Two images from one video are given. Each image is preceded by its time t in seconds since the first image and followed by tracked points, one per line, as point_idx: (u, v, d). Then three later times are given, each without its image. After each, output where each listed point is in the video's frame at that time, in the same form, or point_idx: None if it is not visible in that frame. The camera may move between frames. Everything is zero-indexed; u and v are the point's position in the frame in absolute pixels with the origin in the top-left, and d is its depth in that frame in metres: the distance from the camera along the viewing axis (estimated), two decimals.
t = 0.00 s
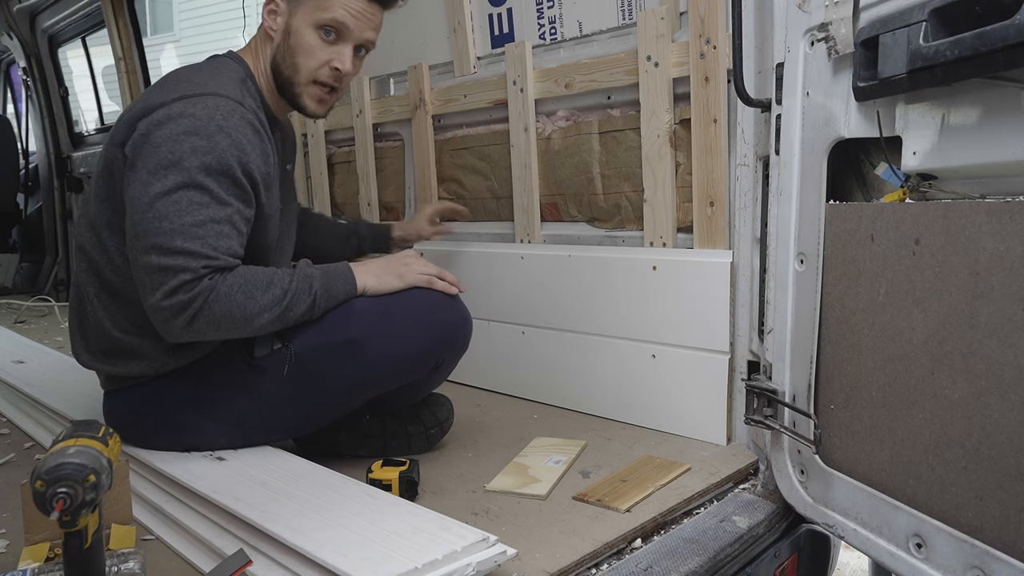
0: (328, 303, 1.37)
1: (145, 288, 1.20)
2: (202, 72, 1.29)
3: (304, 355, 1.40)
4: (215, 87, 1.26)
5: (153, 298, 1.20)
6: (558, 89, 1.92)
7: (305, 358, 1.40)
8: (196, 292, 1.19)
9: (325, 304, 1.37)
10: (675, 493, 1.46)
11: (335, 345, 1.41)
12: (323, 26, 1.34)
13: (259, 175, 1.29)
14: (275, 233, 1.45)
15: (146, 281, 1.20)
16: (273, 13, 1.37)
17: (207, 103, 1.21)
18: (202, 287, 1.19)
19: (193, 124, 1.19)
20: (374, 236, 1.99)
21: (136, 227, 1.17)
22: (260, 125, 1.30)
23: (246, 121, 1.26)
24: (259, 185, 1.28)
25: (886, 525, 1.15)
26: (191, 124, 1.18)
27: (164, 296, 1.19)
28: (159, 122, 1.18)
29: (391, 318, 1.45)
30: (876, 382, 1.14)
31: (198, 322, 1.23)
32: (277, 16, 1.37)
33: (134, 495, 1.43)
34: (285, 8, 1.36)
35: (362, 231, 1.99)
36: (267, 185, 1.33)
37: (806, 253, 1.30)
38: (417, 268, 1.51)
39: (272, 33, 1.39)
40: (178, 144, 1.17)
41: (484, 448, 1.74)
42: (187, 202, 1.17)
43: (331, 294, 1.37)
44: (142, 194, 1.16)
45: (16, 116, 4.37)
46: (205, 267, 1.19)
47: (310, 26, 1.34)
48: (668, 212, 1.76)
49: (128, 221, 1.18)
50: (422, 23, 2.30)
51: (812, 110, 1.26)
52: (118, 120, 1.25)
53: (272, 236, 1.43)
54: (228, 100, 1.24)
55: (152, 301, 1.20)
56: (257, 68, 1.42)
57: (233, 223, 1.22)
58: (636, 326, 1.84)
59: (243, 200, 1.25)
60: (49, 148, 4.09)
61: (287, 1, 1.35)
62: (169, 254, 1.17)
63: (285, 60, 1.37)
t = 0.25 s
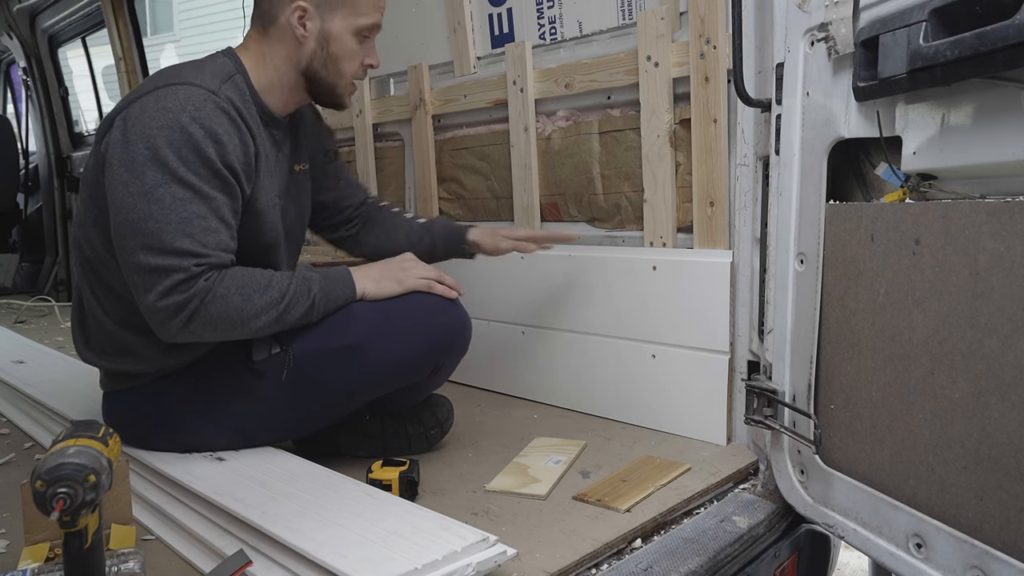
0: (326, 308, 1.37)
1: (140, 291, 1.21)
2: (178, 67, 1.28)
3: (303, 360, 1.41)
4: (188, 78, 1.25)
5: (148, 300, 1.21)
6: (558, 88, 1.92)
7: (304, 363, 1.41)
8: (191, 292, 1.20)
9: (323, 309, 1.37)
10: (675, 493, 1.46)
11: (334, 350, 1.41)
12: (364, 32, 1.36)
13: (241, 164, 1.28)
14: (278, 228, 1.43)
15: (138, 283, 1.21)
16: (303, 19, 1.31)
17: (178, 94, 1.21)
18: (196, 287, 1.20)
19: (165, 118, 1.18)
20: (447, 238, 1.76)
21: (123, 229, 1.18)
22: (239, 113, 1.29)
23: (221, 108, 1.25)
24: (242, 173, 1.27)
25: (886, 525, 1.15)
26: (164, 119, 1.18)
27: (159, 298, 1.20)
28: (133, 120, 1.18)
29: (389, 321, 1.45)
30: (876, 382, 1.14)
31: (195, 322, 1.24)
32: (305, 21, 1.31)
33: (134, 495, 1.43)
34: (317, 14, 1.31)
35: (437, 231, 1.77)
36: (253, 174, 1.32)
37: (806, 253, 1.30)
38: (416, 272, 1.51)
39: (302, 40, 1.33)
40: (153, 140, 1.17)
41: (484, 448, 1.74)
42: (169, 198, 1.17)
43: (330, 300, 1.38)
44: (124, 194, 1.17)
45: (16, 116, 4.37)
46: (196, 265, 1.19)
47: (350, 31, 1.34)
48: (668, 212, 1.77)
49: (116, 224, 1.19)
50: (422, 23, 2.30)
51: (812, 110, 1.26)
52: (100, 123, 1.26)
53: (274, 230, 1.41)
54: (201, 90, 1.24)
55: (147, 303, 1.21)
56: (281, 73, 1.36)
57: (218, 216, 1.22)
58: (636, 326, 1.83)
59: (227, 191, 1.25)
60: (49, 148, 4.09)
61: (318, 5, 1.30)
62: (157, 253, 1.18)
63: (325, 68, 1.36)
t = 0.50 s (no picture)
0: (328, 311, 1.37)
1: (140, 292, 1.22)
2: (172, 66, 1.28)
3: (304, 362, 1.41)
4: (183, 76, 1.25)
5: (149, 301, 1.21)
6: (558, 89, 1.92)
7: (305, 365, 1.41)
8: (192, 294, 1.20)
9: (325, 312, 1.37)
10: (675, 493, 1.46)
11: (335, 353, 1.42)
12: (373, 30, 1.37)
13: (238, 161, 1.28)
14: (286, 230, 1.43)
15: (139, 284, 1.21)
16: (314, 14, 1.32)
17: (172, 92, 1.21)
18: (196, 288, 1.20)
19: (159, 116, 1.18)
20: (496, 231, 1.70)
21: (122, 230, 1.19)
22: (235, 109, 1.29)
23: (216, 105, 1.24)
24: (239, 171, 1.27)
25: (886, 525, 1.15)
26: (158, 117, 1.18)
27: (160, 300, 1.20)
28: (127, 119, 1.18)
29: (390, 323, 1.45)
30: (876, 382, 1.14)
31: (197, 324, 1.24)
32: (316, 17, 1.32)
33: (135, 495, 1.43)
34: (329, 10, 1.32)
35: (484, 221, 1.72)
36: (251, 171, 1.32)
37: (806, 253, 1.30)
38: (417, 273, 1.51)
39: (311, 35, 1.33)
40: (148, 139, 1.17)
41: (484, 448, 1.74)
42: (165, 197, 1.17)
43: (331, 302, 1.38)
44: (122, 195, 1.17)
45: (16, 116, 4.37)
46: (196, 266, 1.19)
47: (360, 29, 1.35)
48: (668, 212, 1.77)
49: (115, 226, 1.19)
50: (422, 23, 2.30)
51: (812, 110, 1.26)
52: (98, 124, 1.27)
53: (280, 230, 1.41)
54: (195, 87, 1.23)
55: (148, 304, 1.21)
56: (288, 69, 1.36)
57: (216, 214, 1.22)
58: (636, 326, 1.83)
59: (224, 188, 1.24)
60: (49, 148, 4.09)
61: (330, 2, 1.31)
62: (156, 254, 1.18)
63: (334, 64, 1.36)
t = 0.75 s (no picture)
0: (328, 313, 1.38)
1: (140, 301, 1.22)
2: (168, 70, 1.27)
3: (304, 363, 1.41)
4: (180, 82, 1.24)
5: (149, 310, 1.21)
6: (558, 89, 1.92)
7: (305, 366, 1.41)
8: (193, 303, 1.20)
9: (325, 314, 1.37)
10: (675, 493, 1.46)
11: (335, 354, 1.42)
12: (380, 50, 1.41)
13: (235, 168, 1.27)
14: (281, 229, 1.43)
15: (138, 293, 1.21)
16: (333, 29, 1.32)
17: (170, 99, 1.20)
18: (196, 296, 1.20)
19: (156, 124, 1.18)
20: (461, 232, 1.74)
21: (121, 239, 1.18)
22: (232, 115, 1.29)
23: (213, 112, 1.24)
24: (237, 177, 1.27)
25: (886, 525, 1.15)
26: (156, 125, 1.18)
27: (160, 309, 1.20)
28: (124, 127, 1.18)
29: (390, 324, 1.45)
30: (876, 382, 1.14)
31: (197, 332, 1.24)
32: (334, 31, 1.33)
33: (135, 495, 1.43)
34: (347, 27, 1.33)
35: (449, 223, 1.75)
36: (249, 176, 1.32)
37: (806, 253, 1.30)
38: (416, 274, 1.51)
39: (325, 48, 1.34)
40: (146, 148, 1.17)
41: (484, 448, 1.74)
42: (165, 207, 1.17)
43: (331, 304, 1.38)
44: (120, 205, 1.17)
45: (16, 116, 4.37)
46: (196, 274, 1.19)
47: (370, 47, 1.39)
48: (668, 212, 1.77)
49: (114, 235, 1.19)
50: (422, 23, 2.30)
51: (812, 110, 1.26)
52: (93, 131, 1.26)
53: (276, 229, 1.41)
54: (192, 93, 1.23)
55: (149, 313, 1.22)
56: (294, 76, 1.37)
57: (215, 222, 1.22)
58: (636, 326, 1.83)
59: (223, 196, 1.24)
60: (49, 148, 4.09)
61: (350, 20, 1.32)
62: (156, 263, 1.18)
63: (339, 77, 1.39)
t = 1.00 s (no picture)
0: (327, 309, 1.38)
1: (142, 303, 1.21)
2: (177, 71, 1.26)
3: (304, 361, 1.41)
4: (193, 88, 1.24)
5: (150, 312, 1.21)
6: (558, 88, 1.92)
7: (304, 364, 1.41)
8: (194, 305, 1.20)
9: (324, 310, 1.37)
10: (675, 493, 1.46)
11: (335, 351, 1.42)
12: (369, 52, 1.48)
13: (244, 175, 1.27)
14: (274, 225, 1.44)
15: (140, 295, 1.20)
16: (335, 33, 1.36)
17: (185, 106, 1.20)
18: (198, 300, 1.20)
19: (170, 129, 1.17)
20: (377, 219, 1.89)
21: (126, 242, 1.17)
22: (241, 122, 1.29)
23: (227, 120, 1.24)
24: (245, 185, 1.27)
25: (886, 525, 1.15)
26: (170, 131, 1.17)
27: (162, 311, 1.20)
28: (138, 131, 1.17)
29: (390, 321, 1.45)
30: (876, 382, 1.14)
31: (197, 334, 1.24)
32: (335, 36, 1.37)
33: (134, 495, 1.43)
34: (347, 31, 1.38)
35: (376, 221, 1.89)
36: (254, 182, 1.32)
37: (806, 253, 1.30)
38: (414, 271, 1.51)
39: (325, 51, 1.38)
40: (159, 154, 1.16)
41: (484, 448, 1.74)
42: (173, 212, 1.17)
43: (331, 300, 1.38)
44: (128, 208, 1.16)
45: (16, 116, 4.37)
46: (198, 278, 1.19)
47: (362, 50, 1.45)
48: (668, 212, 1.77)
49: (118, 237, 1.18)
50: (421, 23, 2.30)
51: (812, 110, 1.26)
52: (97, 129, 1.24)
53: (269, 226, 1.42)
54: (206, 101, 1.22)
55: (150, 315, 1.21)
56: (294, 78, 1.39)
57: (222, 228, 1.22)
58: (636, 326, 1.84)
59: (230, 203, 1.24)
60: (49, 148, 4.09)
61: (350, 24, 1.37)
62: (160, 267, 1.17)
63: (334, 78, 1.44)
